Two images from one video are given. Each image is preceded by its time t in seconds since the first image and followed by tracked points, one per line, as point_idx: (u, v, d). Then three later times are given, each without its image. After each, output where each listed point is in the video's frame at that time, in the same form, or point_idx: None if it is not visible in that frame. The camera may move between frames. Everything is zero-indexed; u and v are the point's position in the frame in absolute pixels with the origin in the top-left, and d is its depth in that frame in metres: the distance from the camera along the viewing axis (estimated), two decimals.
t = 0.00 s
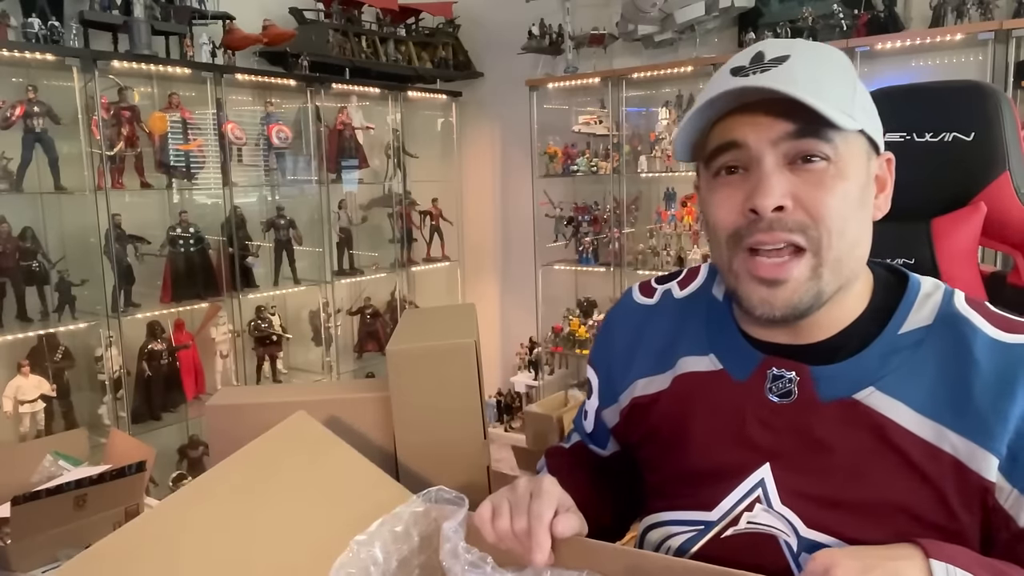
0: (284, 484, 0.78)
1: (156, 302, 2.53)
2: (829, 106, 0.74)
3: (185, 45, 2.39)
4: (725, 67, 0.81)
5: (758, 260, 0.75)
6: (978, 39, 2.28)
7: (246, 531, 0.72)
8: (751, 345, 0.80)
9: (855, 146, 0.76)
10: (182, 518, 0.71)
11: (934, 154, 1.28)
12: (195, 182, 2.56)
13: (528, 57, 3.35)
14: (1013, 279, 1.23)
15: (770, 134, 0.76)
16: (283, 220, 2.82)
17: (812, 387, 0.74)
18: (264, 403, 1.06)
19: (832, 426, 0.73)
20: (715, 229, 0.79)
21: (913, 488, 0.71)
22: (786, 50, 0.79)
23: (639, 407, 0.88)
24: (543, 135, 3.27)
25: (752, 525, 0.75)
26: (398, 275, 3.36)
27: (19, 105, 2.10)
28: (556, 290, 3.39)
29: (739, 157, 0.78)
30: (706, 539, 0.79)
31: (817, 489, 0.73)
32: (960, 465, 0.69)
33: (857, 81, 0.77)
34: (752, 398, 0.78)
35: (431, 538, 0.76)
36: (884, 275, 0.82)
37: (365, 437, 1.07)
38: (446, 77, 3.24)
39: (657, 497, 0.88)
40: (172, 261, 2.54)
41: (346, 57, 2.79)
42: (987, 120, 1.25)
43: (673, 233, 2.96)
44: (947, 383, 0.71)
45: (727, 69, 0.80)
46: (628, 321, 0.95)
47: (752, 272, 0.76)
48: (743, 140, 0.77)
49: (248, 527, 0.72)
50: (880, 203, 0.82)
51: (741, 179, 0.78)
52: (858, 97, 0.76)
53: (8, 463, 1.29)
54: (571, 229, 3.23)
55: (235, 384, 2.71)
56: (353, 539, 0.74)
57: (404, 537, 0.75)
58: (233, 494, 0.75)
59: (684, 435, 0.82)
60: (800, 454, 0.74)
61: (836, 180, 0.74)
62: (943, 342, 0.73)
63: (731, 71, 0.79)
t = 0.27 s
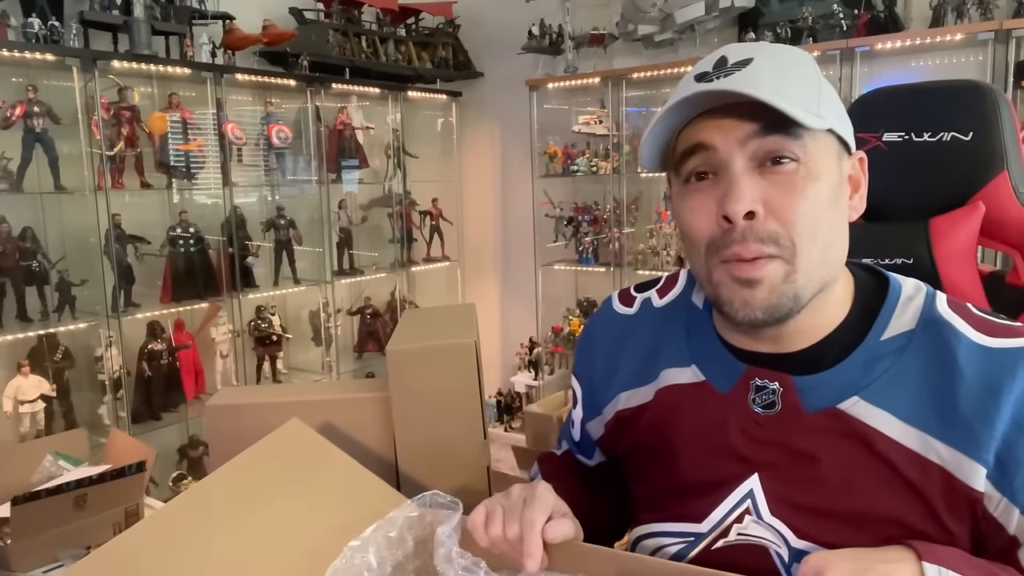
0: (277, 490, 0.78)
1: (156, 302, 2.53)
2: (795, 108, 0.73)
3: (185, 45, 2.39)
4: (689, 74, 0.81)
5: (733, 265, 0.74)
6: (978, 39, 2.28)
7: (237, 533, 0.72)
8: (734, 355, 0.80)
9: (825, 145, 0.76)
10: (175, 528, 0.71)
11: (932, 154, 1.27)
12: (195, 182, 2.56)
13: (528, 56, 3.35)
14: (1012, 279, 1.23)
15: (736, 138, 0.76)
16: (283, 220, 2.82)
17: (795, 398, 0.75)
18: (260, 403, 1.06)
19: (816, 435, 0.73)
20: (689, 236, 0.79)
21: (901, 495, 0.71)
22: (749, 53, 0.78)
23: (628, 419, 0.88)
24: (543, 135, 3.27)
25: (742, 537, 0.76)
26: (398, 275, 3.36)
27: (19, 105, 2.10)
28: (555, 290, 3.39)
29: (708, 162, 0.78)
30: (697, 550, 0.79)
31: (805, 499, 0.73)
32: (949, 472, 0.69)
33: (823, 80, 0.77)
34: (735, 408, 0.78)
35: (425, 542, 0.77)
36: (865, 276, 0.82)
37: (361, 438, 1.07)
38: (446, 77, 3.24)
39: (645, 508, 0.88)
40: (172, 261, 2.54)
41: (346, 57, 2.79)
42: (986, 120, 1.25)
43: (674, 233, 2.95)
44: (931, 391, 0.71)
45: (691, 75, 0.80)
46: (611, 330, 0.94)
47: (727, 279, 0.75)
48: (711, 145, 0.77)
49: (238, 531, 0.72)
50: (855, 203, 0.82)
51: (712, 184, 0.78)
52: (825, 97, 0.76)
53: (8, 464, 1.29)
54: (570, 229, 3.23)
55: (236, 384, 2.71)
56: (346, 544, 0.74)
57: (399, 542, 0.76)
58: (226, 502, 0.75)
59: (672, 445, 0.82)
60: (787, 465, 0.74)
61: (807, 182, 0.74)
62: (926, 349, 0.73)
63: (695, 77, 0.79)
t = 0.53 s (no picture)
0: (276, 491, 0.78)
1: (156, 302, 2.53)
2: (790, 115, 0.73)
3: (185, 45, 2.39)
4: (682, 79, 0.81)
5: (728, 274, 0.75)
6: (978, 39, 2.28)
7: (240, 532, 0.72)
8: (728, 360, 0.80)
9: (820, 150, 0.76)
10: (174, 529, 0.71)
11: (933, 154, 1.27)
12: (195, 182, 2.56)
13: (528, 56, 3.35)
14: (1012, 279, 1.23)
15: (730, 146, 0.75)
16: (283, 220, 2.83)
17: (790, 403, 0.74)
18: (260, 403, 1.06)
19: (812, 440, 0.73)
20: (684, 244, 0.79)
21: (898, 498, 0.71)
22: (743, 56, 0.78)
23: (624, 423, 0.88)
24: (543, 135, 3.27)
25: (740, 541, 0.76)
26: (398, 275, 3.36)
27: (19, 105, 2.10)
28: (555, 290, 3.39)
29: (702, 169, 0.78)
30: (695, 554, 0.79)
31: (803, 504, 0.73)
32: (946, 476, 0.69)
33: (818, 83, 0.77)
34: (731, 413, 0.78)
35: (425, 544, 0.76)
36: (861, 279, 0.82)
37: (361, 439, 1.07)
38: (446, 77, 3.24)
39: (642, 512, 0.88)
40: (172, 261, 2.54)
41: (346, 57, 2.79)
42: (986, 120, 1.25)
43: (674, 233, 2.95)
44: (927, 395, 0.71)
45: (684, 80, 0.80)
46: (606, 334, 0.94)
47: (723, 288, 0.75)
48: (706, 154, 0.77)
49: (239, 531, 0.72)
50: (851, 205, 0.82)
51: (705, 193, 0.78)
52: (820, 100, 0.76)
53: (8, 464, 1.29)
54: (570, 229, 3.23)
55: (236, 384, 2.71)
56: (345, 546, 0.74)
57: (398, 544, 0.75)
58: (226, 501, 0.75)
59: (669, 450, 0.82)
60: (784, 469, 0.74)
61: (802, 190, 0.74)
62: (922, 352, 0.73)
63: (688, 82, 0.79)
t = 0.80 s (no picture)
0: (276, 490, 0.78)
1: (156, 302, 2.53)
2: (794, 114, 0.73)
3: (185, 45, 2.39)
4: (686, 75, 0.81)
5: (731, 272, 0.75)
6: (978, 39, 2.28)
7: (241, 531, 0.72)
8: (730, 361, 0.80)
9: (823, 150, 0.76)
10: (174, 528, 0.71)
11: (933, 154, 1.27)
12: (195, 182, 2.56)
13: (528, 56, 3.35)
14: (1012, 279, 1.23)
15: (734, 143, 0.75)
16: (283, 220, 2.82)
17: (791, 403, 0.74)
18: (260, 403, 1.06)
19: (813, 441, 0.73)
20: (686, 241, 0.79)
21: (899, 498, 0.71)
22: (747, 55, 0.78)
23: (625, 424, 0.88)
24: (543, 135, 3.28)
25: (740, 541, 0.76)
26: (398, 275, 3.36)
27: (19, 105, 2.10)
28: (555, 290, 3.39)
29: (705, 166, 0.78)
30: (695, 554, 0.79)
31: (803, 504, 0.73)
32: (947, 477, 0.69)
33: (822, 83, 0.77)
34: (732, 414, 0.78)
35: (425, 544, 0.76)
36: (862, 279, 0.82)
37: (361, 439, 1.07)
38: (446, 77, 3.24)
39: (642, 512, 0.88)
40: (172, 261, 2.54)
41: (346, 57, 2.79)
42: (987, 120, 1.25)
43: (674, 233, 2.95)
44: (928, 395, 0.71)
45: (688, 77, 0.80)
46: (609, 334, 0.94)
47: (725, 285, 0.75)
48: (709, 151, 0.77)
49: (240, 531, 0.72)
50: (853, 206, 0.82)
51: (708, 190, 0.77)
52: (824, 100, 0.76)
53: (7, 464, 1.29)
54: (570, 229, 3.23)
55: (236, 384, 2.71)
56: (346, 545, 0.74)
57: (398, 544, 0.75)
58: (225, 500, 0.75)
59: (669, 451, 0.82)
60: (785, 470, 0.74)
61: (806, 188, 0.74)
62: (924, 353, 0.73)
63: (692, 79, 0.79)
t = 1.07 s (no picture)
0: (275, 488, 0.78)
1: (156, 302, 2.53)
2: (797, 115, 0.73)
3: (185, 45, 2.39)
4: (689, 75, 0.81)
5: (734, 273, 0.75)
6: (978, 39, 2.28)
7: (237, 530, 0.72)
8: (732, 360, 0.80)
9: (827, 151, 0.76)
10: (171, 524, 0.71)
11: (933, 154, 1.27)
12: (195, 182, 2.56)
13: (528, 56, 3.35)
14: (1012, 279, 1.23)
15: (737, 145, 0.75)
16: (283, 220, 2.82)
17: (793, 402, 0.75)
18: (259, 403, 1.06)
19: (814, 440, 0.73)
20: (688, 241, 0.79)
21: (901, 498, 0.71)
22: (751, 55, 0.78)
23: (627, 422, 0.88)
24: (543, 135, 3.28)
25: (742, 540, 0.75)
26: (398, 275, 3.36)
27: (19, 105, 2.10)
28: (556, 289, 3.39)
29: (708, 167, 0.78)
30: (697, 552, 0.78)
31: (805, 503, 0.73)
32: (949, 476, 0.69)
33: (826, 83, 0.77)
34: (734, 412, 0.78)
35: (422, 542, 0.77)
36: (865, 277, 0.82)
37: (360, 438, 1.07)
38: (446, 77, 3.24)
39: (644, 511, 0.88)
40: (172, 261, 2.54)
41: (346, 57, 2.79)
42: (986, 120, 1.25)
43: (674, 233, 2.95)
44: (930, 394, 0.71)
45: (691, 77, 0.80)
46: (613, 331, 0.94)
47: (728, 286, 0.75)
48: (712, 152, 0.77)
49: (238, 528, 0.73)
50: (856, 205, 0.82)
51: (711, 190, 0.78)
52: (828, 100, 0.76)
53: (7, 464, 1.29)
54: (570, 229, 3.22)
55: (236, 384, 2.71)
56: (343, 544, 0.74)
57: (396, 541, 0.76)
58: (220, 500, 0.75)
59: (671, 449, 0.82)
60: (787, 469, 0.74)
61: (809, 189, 0.74)
62: (926, 351, 0.73)
63: (695, 79, 0.79)
